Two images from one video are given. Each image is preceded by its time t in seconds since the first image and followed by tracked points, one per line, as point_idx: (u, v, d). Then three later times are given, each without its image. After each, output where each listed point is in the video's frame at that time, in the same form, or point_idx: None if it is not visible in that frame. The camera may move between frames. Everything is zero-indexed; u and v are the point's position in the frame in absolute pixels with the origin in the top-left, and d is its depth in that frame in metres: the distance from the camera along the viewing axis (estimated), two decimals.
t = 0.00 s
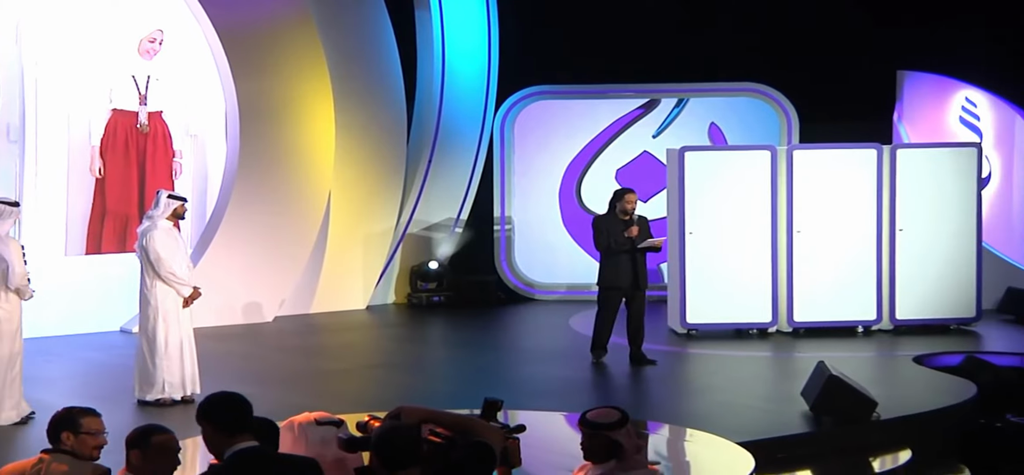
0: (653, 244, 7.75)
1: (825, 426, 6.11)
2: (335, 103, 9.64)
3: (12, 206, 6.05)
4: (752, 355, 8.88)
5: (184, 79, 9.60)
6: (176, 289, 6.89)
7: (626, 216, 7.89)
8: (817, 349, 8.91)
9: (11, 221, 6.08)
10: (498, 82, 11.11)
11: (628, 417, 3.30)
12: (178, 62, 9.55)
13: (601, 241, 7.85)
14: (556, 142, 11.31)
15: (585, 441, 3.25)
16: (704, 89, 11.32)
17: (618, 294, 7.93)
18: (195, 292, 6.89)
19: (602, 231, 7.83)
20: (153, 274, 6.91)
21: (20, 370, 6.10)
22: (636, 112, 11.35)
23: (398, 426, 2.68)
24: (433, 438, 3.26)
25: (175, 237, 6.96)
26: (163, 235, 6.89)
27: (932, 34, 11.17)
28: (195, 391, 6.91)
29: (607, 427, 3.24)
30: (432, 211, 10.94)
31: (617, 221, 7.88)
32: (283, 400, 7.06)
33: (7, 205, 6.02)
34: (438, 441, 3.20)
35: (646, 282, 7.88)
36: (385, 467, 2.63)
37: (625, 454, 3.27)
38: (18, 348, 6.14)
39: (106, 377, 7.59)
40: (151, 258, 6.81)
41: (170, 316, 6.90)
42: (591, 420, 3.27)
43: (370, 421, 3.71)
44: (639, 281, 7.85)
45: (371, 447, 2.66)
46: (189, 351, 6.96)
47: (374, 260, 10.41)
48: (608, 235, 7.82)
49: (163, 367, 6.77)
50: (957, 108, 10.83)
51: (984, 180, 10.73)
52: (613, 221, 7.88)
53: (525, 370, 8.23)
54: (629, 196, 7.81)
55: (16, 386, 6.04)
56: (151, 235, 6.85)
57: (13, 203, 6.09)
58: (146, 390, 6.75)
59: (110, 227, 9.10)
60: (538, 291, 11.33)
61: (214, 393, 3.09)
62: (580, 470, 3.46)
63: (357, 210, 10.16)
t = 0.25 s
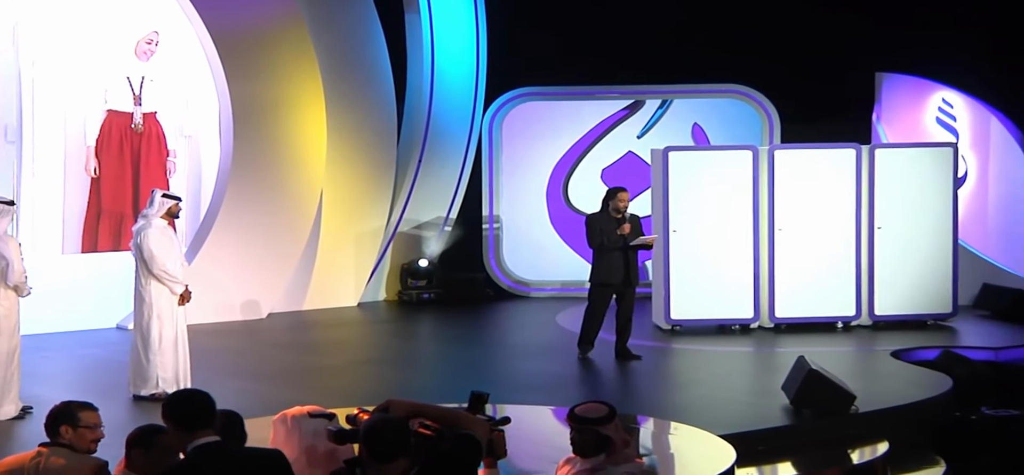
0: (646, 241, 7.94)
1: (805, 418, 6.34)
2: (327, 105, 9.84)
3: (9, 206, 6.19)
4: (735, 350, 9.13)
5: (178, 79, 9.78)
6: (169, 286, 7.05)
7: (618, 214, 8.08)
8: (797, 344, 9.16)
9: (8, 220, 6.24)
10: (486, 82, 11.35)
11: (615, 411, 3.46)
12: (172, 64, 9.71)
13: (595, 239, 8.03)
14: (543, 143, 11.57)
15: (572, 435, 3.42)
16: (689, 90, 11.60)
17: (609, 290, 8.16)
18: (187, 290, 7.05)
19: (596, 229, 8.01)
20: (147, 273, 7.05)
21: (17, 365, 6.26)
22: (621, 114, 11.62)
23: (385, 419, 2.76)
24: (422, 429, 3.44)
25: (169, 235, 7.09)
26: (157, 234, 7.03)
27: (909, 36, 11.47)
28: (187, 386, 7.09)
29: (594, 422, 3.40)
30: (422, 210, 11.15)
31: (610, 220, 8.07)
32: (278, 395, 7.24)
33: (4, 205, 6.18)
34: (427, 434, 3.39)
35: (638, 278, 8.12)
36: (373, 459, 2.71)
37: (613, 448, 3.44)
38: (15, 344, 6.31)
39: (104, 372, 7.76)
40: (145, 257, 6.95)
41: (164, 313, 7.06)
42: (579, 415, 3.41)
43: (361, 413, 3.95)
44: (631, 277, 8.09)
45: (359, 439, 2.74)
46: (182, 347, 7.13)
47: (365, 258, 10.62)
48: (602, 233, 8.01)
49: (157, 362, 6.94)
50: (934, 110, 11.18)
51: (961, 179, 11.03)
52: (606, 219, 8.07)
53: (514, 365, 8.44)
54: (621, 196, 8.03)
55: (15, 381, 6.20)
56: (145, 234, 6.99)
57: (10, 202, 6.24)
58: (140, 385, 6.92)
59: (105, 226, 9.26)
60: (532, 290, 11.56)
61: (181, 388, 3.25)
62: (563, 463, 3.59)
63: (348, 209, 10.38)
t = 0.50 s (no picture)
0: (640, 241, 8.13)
1: (789, 412, 6.52)
2: (321, 106, 10.01)
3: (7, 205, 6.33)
4: (721, 346, 9.34)
5: (175, 81, 9.93)
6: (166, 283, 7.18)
7: (613, 213, 8.24)
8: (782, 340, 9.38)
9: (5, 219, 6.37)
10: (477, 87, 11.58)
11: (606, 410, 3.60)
12: (169, 66, 9.87)
13: (590, 238, 8.19)
14: (533, 144, 11.79)
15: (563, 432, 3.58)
16: (678, 92, 11.77)
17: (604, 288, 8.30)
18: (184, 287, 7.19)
19: (591, 227, 8.17)
20: (145, 271, 7.18)
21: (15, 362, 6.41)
22: (609, 115, 11.85)
23: (377, 413, 2.82)
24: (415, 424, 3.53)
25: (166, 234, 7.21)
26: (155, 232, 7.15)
27: (893, 39, 11.69)
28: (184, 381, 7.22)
29: (584, 420, 3.55)
30: (415, 209, 11.35)
31: (605, 219, 8.23)
32: (276, 391, 7.41)
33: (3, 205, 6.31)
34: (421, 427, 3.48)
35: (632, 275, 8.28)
36: (364, 450, 2.78)
37: (602, 444, 3.58)
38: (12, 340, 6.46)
39: (103, 369, 7.90)
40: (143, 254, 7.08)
41: (161, 310, 7.20)
42: (571, 413, 3.57)
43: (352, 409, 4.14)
44: (626, 275, 8.26)
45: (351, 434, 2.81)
46: (179, 342, 7.26)
47: (358, 257, 10.80)
48: (597, 232, 8.16)
49: (154, 358, 7.08)
50: (916, 111, 11.52)
51: (941, 179, 11.30)
52: (600, 218, 8.23)
53: (506, 362, 8.63)
54: (616, 195, 8.18)
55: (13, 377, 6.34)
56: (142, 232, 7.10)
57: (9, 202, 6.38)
58: (137, 380, 7.05)
59: (103, 225, 9.41)
60: (529, 288, 11.79)
61: (166, 385, 3.28)
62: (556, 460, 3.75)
63: (343, 209, 10.55)
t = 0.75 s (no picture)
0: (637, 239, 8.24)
1: (777, 410, 6.65)
2: (315, 108, 10.11)
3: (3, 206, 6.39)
4: (710, 345, 9.47)
5: (169, 83, 10.04)
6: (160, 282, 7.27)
7: (608, 213, 8.31)
8: (771, 339, 9.51)
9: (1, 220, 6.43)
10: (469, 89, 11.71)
11: (595, 411, 3.83)
12: (164, 68, 10.00)
13: (585, 237, 8.27)
14: (525, 145, 11.92)
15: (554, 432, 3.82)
16: (667, 93, 11.96)
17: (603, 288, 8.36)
18: (177, 285, 7.28)
19: (586, 227, 8.24)
20: (140, 269, 7.29)
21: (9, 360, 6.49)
22: (599, 116, 11.99)
23: (367, 413, 2.90)
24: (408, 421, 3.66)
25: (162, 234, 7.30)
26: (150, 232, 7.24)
27: (882, 41, 11.82)
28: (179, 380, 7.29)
29: (571, 418, 3.79)
30: (408, 209, 11.46)
31: (600, 218, 8.30)
32: (271, 389, 7.50)
33: None
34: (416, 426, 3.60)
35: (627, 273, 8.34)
36: (358, 451, 2.86)
37: (590, 444, 3.78)
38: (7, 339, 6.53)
39: (98, 367, 7.99)
40: (138, 254, 7.17)
41: (156, 308, 7.29)
42: (561, 412, 3.82)
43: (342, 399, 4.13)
44: (622, 273, 8.30)
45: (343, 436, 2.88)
46: (174, 341, 7.34)
47: (352, 256, 10.92)
48: (592, 231, 8.24)
49: (148, 356, 7.16)
50: (902, 112, 11.51)
51: (928, 180, 11.32)
52: (596, 218, 8.29)
53: (498, 361, 8.74)
54: (612, 195, 8.28)
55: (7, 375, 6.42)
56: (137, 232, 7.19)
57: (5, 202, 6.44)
58: (131, 378, 7.13)
59: (97, 225, 9.49)
60: (526, 286, 11.97)
61: (169, 381, 3.39)
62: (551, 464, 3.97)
63: (336, 209, 10.65)
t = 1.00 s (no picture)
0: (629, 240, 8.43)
1: (766, 408, 6.79)
2: (310, 110, 10.23)
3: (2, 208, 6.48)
4: (700, 344, 9.61)
5: (165, 85, 10.16)
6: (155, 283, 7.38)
7: (603, 214, 8.47)
8: (759, 338, 9.66)
9: None
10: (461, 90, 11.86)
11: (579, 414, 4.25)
12: (160, 70, 10.11)
13: (580, 238, 8.40)
14: (516, 147, 12.10)
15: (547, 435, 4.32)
16: (657, 96, 12.15)
17: (597, 287, 8.53)
18: (173, 285, 7.39)
19: (581, 228, 8.38)
20: (135, 271, 7.38)
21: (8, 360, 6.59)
22: (590, 119, 12.16)
23: (358, 414, 3.01)
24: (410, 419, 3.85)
25: (156, 235, 7.42)
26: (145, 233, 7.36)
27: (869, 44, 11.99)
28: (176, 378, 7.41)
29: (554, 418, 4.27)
30: (401, 210, 11.59)
31: (595, 219, 8.44)
32: (266, 388, 7.63)
33: None
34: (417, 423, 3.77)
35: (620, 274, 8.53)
36: (357, 452, 2.98)
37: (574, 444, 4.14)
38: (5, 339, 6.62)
39: (96, 365, 8.11)
40: (133, 255, 7.30)
41: (151, 309, 7.40)
42: (549, 413, 4.32)
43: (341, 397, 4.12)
44: (615, 274, 8.50)
45: (338, 438, 3.00)
46: (169, 340, 7.46)
47: (346, 257, 11.03)
48: (587, 232, 8.39)
49: (145, 356, 7.27)
50: (889, 114, 11.68)
51: (913, 182, 11.54)
52: (591, 219, 8.45)
53: (491, 360, 8.87)
54: (608, 196, 8.39)
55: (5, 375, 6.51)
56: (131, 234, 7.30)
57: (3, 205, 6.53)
58: (128, 378, 7.25)
59: (94, 226, 9.60)
60: (522, 286, 12.13)
61: (186, 382, 3.31)
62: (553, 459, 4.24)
63: (330, 210, 10.77)
